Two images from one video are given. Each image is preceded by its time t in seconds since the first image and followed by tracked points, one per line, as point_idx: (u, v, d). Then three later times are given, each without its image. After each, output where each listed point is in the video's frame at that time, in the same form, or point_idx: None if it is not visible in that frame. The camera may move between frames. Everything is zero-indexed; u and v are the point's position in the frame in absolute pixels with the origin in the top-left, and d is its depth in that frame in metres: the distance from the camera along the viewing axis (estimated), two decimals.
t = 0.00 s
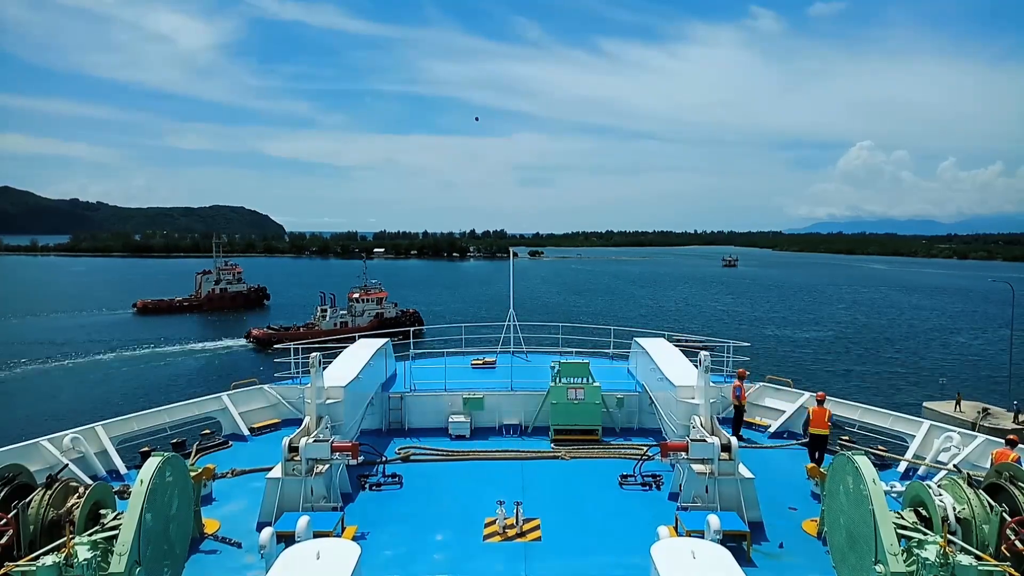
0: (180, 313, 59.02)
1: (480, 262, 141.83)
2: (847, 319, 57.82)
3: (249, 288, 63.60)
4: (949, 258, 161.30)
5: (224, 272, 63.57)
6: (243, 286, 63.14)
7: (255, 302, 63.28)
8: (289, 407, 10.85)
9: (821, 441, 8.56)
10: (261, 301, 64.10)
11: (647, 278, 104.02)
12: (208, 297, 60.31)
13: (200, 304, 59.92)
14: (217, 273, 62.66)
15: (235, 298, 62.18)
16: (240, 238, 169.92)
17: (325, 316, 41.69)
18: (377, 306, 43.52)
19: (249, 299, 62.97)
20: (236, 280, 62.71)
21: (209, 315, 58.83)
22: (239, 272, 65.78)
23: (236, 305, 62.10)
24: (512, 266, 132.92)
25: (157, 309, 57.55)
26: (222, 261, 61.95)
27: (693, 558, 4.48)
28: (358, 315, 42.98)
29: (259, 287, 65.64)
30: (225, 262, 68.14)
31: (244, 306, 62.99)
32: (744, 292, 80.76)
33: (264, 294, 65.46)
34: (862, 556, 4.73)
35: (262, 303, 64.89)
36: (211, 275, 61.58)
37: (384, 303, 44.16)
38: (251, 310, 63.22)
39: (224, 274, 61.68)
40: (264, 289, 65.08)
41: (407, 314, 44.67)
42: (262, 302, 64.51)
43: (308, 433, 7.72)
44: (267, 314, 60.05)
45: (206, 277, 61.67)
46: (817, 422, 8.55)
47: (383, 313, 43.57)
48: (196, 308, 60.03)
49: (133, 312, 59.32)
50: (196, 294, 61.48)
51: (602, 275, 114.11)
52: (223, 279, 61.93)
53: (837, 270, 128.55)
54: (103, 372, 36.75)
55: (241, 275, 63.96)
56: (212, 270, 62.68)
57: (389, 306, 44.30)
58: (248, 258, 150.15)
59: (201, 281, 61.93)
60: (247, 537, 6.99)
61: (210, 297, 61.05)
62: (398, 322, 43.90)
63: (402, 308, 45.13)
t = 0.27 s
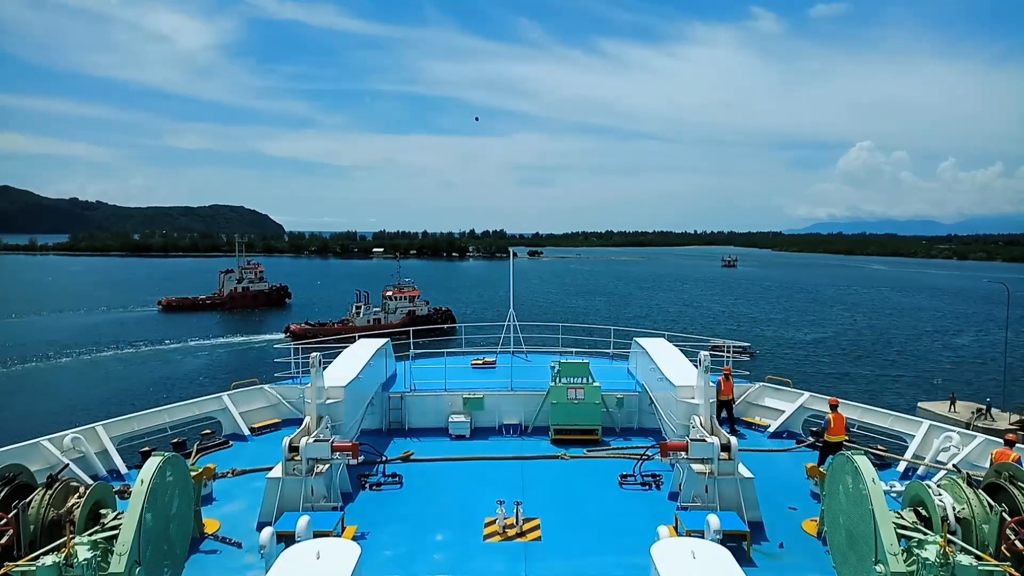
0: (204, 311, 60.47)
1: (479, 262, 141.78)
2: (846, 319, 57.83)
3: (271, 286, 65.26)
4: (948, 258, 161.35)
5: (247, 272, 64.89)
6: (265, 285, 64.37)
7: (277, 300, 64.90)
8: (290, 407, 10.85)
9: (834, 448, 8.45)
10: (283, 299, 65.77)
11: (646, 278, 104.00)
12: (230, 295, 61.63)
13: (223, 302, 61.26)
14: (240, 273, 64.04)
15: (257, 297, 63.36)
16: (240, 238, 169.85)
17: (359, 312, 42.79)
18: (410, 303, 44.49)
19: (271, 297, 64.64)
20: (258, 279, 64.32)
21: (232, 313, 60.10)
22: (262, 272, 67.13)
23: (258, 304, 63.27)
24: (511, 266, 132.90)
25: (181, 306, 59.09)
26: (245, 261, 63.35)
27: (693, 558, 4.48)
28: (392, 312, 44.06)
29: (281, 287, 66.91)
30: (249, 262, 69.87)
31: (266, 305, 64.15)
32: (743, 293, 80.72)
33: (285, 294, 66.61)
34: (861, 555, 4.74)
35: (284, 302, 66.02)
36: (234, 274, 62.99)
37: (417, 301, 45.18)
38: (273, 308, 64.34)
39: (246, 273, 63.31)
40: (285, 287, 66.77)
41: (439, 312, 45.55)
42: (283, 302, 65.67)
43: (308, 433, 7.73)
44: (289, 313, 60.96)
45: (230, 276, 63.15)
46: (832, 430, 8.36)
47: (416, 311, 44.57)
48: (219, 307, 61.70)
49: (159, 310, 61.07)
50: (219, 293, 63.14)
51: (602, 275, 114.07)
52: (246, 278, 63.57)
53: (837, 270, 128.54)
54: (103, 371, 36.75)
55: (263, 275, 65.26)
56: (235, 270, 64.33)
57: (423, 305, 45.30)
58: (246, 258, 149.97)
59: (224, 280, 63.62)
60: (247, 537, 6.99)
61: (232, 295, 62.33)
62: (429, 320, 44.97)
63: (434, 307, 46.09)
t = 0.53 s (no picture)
0: (226, 309, 61.49)
1: (479, 262, 141.76)
2: (846, 320, 57.86)
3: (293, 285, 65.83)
4: (948, 258, 161.43)
5: (269, 271, 65.73)
6: (286, 283, 65.08)
7: (298, 299, 65.50)
8: (289, 407, 10.85)
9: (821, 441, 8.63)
10: (304, 298, 66.34)
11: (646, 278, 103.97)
12: (252, 293, 62.49)
13: (244, 301, 62.13)
14: (263, 272, 64.92)
15: (279, 295, 64.11)
16: (240, 238, 169.88)
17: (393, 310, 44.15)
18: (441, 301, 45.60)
19: (292, 296, 65.20)
20: (280, 278, 64.82)
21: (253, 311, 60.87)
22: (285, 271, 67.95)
23: (280, 302, 63.95)
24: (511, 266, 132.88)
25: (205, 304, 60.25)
26: (267, 260, 64.19)
27: (693, 558, 4.48)
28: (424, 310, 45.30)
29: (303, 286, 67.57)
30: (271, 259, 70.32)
31: (288, 304, 64.87)
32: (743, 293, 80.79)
33: (307, 293, 67.22)
34: (861, 555, 4.74)
35: (306, 301, 66.61)
36: (256, 273, 63.89)
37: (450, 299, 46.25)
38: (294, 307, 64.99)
39: (269, 273, 63.76)
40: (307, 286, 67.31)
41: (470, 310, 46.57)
42: (305, 300, 66.27)
43: (308, 433, 7.73)
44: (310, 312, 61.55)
45: (252, 275, 64.14)
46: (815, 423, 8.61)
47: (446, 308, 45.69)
48: (242, 305, 62.39)
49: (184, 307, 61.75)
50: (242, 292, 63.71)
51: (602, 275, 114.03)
52: (269, 277, 64.07)
53: (836, 271, 128.53)
54: (103, 371, 36.75)
55: (285, 274, 66.00)
56: (258, 269, 64.82)
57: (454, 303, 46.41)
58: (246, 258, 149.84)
59: (247, 279, 63.93)
60: (247, 537, 6.99)
61: (254, 294, 63.28)
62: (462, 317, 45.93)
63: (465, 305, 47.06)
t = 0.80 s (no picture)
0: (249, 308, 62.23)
1: (479, 262, 141.73)
2: (845, 320, 57.83)
3: (315, 285, 66.06)
4: (948, 258, 161.34)
5: (292, 271, 66.08)
6: (308, 283, 65.33)
7: (320, 298, 65.59)
8: (289, 407, 10.85)
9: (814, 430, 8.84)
10: (325, 297, 66.32)
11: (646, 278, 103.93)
12: (274, 293, 63.04)
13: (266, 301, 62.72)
14: (285, 272, 65.32)
15: (300, 295, 64.43)
16: (240, 239, 169.84)
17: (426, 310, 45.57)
18: (473, 300, 46.58)
19: (314, 295, 65.33)
20: (302, 278, 65.20)
21: (274, 311, 61.33)
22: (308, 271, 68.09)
23: (301, 301, 64.23)
24: (511, 266, 132.93)
25: (228, 304, 61.21)
26: (289, 260, 64.56)
27: (692, 558, 4.48)
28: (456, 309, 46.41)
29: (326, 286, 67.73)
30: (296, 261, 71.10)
31: (310, 303, 65.09)
32: (743, 293, 80.80)
33: (329, 292, 67.34)
34: (861, 555, 4.74)
35: (328, 300, 66.69)
36: (279, 273, 64.37)
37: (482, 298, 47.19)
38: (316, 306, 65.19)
39: (291, 272, 64.13)
40: (329, 286, 67.46)
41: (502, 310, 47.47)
42: (327, 299, 66.43)
43: (308, 433, 7.73)
44: (332, 311, 61.77)
45: (274, 275, 64.76)
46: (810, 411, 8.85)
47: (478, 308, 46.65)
48: (264, 304, 63.03)
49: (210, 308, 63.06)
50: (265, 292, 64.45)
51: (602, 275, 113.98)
52: (290, 276, 64.46)
53: (836, 270, 128.44)
54: (103, 372, 36.70)
55: (307, 274, 66.16)
56: (281, 269, 65.45)
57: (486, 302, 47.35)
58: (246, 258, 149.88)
59: (270, 279, 64.68)
60: (247, 537, 6.99)
61: (277, 293, 63.82)
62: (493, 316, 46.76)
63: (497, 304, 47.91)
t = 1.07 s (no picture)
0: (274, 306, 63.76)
1: (480, 262, 141.79)
2: (845, 320, 57.84)
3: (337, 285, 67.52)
4: (949, 258, 161.33)
5: (315, 272, 67.65)
6: (330, 283, 66.55)
7: (342, 298, 66.93)
8: (289, 407, 10.86)
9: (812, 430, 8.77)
10: (348, 297, 67.60)
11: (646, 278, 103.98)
12: (297, 292, 64.22)
13: (289, 299, 63.95)
14: (308, 272, 66.72)
15: (322, 294, 65.59)
16: (241, 239, 170.01)
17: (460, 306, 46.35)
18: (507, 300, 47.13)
19: (336, 295, 66.70)
20: (325, 278, 66.71)
21: (298, 309, 62.75)
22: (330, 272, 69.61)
23: (323, 300, 65.34)
24: (512, 266, 133.04)
25: (253, 302, 62.53)
26: (312, 260, 66.24)
27: (693, 558, 4.47)
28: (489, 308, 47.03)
29: (347, 286, 68.95)
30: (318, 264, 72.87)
31: (332, 302, 66.18)
32: (743, 293, 80.82)
33: (351, 292, 68.42)
34: (861, 555, 4.74)
35: (350, 300, 67.92)
36: (302, 273, 66.02)
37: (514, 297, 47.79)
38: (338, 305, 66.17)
39: (314, 272, 65.71)
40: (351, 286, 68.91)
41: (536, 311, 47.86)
42: (348, 299, 67.45)
43: (308, 434, 7.73)
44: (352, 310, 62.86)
45: (298, 275, 66.30)
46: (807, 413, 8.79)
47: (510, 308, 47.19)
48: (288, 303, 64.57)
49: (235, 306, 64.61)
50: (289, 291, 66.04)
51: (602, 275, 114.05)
52: (313, 276, 66.03)
53: (837, 271, 128.43)
54: (104, 372, 36.72)
55: (329, 274, 67.54)
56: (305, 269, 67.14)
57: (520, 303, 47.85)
58: (247, 258, 149.98)
59: (294, 279, 66.30)
60: (247, 537, 6.99)
61: (300, 293, 65.36)
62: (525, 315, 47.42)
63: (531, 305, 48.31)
